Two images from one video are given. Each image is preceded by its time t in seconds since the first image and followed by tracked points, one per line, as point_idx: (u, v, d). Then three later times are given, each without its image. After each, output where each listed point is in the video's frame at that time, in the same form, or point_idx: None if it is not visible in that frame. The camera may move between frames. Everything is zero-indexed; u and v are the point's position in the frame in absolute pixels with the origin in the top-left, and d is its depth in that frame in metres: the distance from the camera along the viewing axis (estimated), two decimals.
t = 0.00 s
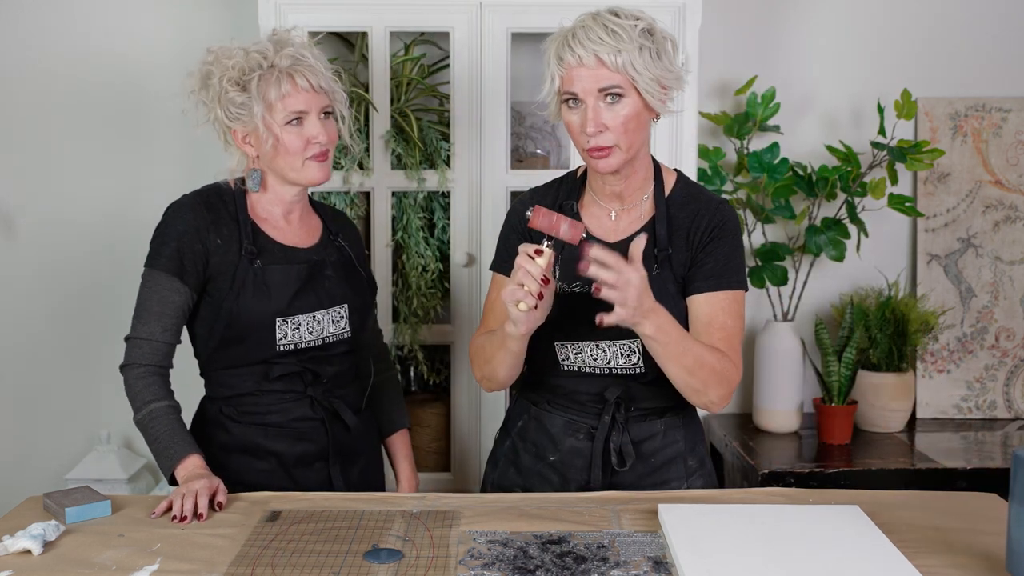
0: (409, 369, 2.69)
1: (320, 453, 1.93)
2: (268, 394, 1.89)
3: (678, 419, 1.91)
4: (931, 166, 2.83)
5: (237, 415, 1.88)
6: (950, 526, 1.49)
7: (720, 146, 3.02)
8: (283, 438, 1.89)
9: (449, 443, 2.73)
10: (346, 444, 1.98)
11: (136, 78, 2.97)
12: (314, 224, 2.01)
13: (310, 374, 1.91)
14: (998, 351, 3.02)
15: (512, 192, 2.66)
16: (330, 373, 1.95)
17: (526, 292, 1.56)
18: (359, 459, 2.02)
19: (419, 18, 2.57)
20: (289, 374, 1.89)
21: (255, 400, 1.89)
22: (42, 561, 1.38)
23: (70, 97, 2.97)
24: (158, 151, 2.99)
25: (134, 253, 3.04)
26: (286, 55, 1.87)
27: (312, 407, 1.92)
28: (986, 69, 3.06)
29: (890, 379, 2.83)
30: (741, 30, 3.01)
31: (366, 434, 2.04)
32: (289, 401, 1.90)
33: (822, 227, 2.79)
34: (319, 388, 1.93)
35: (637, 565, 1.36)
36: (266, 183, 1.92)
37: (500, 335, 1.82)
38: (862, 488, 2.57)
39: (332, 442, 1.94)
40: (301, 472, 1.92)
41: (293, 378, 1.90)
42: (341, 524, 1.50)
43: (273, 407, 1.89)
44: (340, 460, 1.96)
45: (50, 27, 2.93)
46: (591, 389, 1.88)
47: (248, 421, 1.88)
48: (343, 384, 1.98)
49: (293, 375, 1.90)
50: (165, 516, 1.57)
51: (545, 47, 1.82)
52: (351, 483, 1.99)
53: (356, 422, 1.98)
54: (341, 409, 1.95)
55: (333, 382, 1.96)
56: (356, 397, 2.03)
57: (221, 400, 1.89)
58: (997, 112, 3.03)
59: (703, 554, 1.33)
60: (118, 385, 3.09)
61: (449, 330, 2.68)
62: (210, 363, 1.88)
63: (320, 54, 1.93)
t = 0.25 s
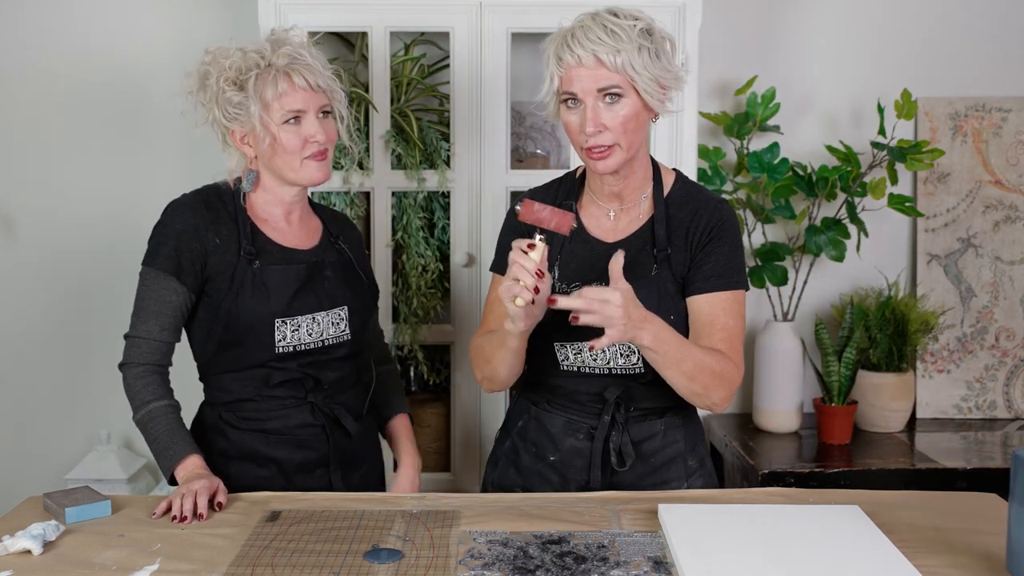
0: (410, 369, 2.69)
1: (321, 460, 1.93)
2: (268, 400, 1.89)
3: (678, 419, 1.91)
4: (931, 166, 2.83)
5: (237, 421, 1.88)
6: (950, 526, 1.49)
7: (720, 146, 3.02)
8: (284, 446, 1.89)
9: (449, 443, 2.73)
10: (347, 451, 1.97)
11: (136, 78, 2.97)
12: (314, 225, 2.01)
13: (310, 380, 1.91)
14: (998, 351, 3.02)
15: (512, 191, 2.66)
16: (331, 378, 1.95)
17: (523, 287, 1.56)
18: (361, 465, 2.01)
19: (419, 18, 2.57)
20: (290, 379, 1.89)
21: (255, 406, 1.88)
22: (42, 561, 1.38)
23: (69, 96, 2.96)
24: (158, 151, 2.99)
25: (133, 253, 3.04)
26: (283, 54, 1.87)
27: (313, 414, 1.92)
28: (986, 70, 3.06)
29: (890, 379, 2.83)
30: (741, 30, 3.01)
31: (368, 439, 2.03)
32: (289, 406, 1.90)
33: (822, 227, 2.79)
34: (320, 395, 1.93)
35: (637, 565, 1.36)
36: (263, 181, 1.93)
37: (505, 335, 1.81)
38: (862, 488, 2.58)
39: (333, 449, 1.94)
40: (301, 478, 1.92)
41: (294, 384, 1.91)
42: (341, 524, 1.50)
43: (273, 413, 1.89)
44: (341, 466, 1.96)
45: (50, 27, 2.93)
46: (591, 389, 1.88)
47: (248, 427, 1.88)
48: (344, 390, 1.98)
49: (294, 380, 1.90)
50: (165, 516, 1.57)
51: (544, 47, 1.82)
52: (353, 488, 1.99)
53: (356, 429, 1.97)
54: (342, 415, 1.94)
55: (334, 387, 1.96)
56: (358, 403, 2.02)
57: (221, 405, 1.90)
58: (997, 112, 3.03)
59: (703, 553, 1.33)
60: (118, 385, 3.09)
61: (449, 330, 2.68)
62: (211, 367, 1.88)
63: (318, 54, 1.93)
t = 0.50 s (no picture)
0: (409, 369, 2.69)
1: (321, 462, 1.93)
2: (268, 401, 1.89)
3: (678, 419, 1.91)
4: (931, 166, 2.83)
5: (236, 424, 1.88)
6: (950, 526, 1.49)
7: (720, 146, 3.02)
8: (284, 448, 1.89)
9: (449, 443, 2.73)
10: (348, 453, 1.97)
11: (135, 78, 2.97)
12: (314, 225, 2.00)
13: (310, 381, 1.91)
14: (998, 351, 3.02)
15: (512, 191, 2.66)
16: (331, 379, 1.94)
17: (516, 296, 1.57)
18: (361, 466, 2.01)
19: (419, 18, 2.57)
20: (290, 380, 1.89)
21: (255, 407, 1.89)
22: (42, 561, 1.38)
23: (70, 96, 2.97)
24: (158, 151, 2.99)
25: (133, 254, 3.03)
26: (286, 55, 1.86)
27: (313, 415, 1.92)
28: (986, 70, 3.06)
29: (890, 379, 2.83)
30: (741, 30, 3.01)
31: (368, 441, 2.03)
32: (289, 408, 1.90)
33: (822, 227, 2.79)
34: (320, 396, 1.93)
35: (637, 565, 1.36)
36: (266, 183, 1.92)
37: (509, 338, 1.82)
38: (862, 488, 2.57)
39: (333, 451, 1.94)
40: (302, 480, 1.92)
41: (294, 385, 1.91)
42: (341, 524, 1.50)
43: (273, 414, 1.89)
44: (341, 467, 1.96)
45: (50, 27, 2.93)
46: (590, 389, 1.88)
47: (248, 429, 1.88)
48: (345, 391, 1.98)
49: (293, 381, 1.90)
50: (165, 516, 1.57)
51: (543, 47, 1.83)
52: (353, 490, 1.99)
53: (357, 430, 1.97)
54: (343, 417, 1.94)
55: (334, 388, 1.95)
56: (359, 405, 2.02)
57: (220, 407, 1.90)
58: (997, 112, 3.03)
59: (703, 554, 1.33)
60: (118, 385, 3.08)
61: (449, 330, 2.68)
62: (210, 367, 1.88)
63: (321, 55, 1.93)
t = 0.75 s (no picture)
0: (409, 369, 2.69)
1: (318, 463, 1.93)
2: (264, 401, 1.89)
3: (677, 418, 1.91)
4: (931, 166, 2.83)
5: (233, 424, 1.88)
6: (950, 526, 1.49)
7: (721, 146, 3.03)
8: (281, 449, 1.89)
9: (449, 443, 2.73)
10: (345, 454, 1.97)
11: (135, 78, 2.97)
12: (315, 227, 2.00)
13: (306, 381, 1.91)
14: (998, 351, 3.02)
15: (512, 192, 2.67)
16: (327, 380, 1.94)
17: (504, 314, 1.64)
18: (360, 467, 2.01)
19: (419, 18, 2.57)
20: (285, 381, 1.89)
21: (251, 407, 1.89)
22: (43, 561, 1.38)
23: (69, 96, 2.96)
24: (159, 152, 3.00)
25: (132, 253, 3.03)
26: (296, 57, 1.86)
27: (308, 416, 1.92)
28: (986, 70, 3.06)
29: (890, 379, 2.83)
30: (741, 30, 3.01)
31: (366, 442, 2.03)
32: (285, 408, 1.90)
33: (822, 227, 2.79)
34: (317, 397, 1.92)
35: (637, 565, 1.36)
36: (268, 182, 1.92)
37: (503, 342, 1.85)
38: (862, 488, 2.57)
39: (330, 452, 1.94)
40: (300, 481, 1.92)
41: (290, 386, 1.91)
42: (341, 524, 1.50)
43: (269, 414, 1.89)
44: (339, 469, 1.96)
45: (50, 27, 2.93)
46: (588, 388, 1.88)
47: (245, 429, 1.88)
48: (342, 392, 1.98)
49: (289, 381, 1.90)
50: (165, 516, 1.57)
51: (547, 42, 1.85)
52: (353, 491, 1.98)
53: (354, 432, 1.97)
54: (339, 418, 1.94)
55: (331, 389, 1.95)
56: (356, 407, 2.01)
57: (219, 408, 1.90)
58: (997, 112, 3.03)
59: (703, 554, 1.33)
60: (118, 385, 3.08)
61: (449, 330, 2.68)
62: (208, 367, 1.89)
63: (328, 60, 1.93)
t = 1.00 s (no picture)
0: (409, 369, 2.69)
1: (319, 463, 1.93)
2: (266, 401, 1.89)
3: (675, 417, 1.91)
4: (931, 166, 2.83)
5: (234, 424, 1.88)
6: (950, 526, 1.49)
7: (721, 146, 3.03)
8: (283, 449, 1.89)
9: (449, 443, 2.73)
10: (346, 455, 1.97)
11: (135, 78, 2.97)
12: (317, 228, 2.00)
13: (308, 382, 1.91)
14: (998, 351, 3.02)
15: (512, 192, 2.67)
16: (329, 380, 1.94)
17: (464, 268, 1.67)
18: (360, 467, 2.01)
19: (419, 18, 2.56)
20: (287, 381, 1.89)
21: (253, 408, 1.89)
22: (43, 561, 1.38)
23: (69, 96, 2.97)
24: (159, 152, 3.00)
25: (132, 253, 3.03)
26: (299, 57, 1.86)
27: (310, 416, 1.92)
28: (986, 70, 3.06)
29: (890, 379, 2.83)
30: (741, 30, 3.01)
31: (367, 441, 2.03)
32: (286, 408, 1.90)
33: (822, 227, 2.79)
34: (318, 397, 1.92)
35: (637, 565, 1.36)
36: (268, 183, 1.92)
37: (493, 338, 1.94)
38: (862, 488, 2.57)
39: (331, 452, 1.94)
40: (300, 481, 1.92)
41: (291, 386, 1.90)
42: (341, 524, 1.50)
43: (271, 414, 1.89)
44: (340, 469, 1.96)
45: (50, 27, 2.93)
46: (585, 387, 1.88)
47: (246, 429, 1.88)
48: (344, 392, 1.98)
49: (291, 382, 1.90)
50: (165, 517, 1.57)
51: (552, 36, 1.87)
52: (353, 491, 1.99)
53: (355, 432, 1.97)
54: (340, 418, 1.94)
55: (332, 389, 1.95)
56: (357, 407, 2.02)
57: (220, 408, 1.90)
58: (997, 112, 3.03)
59: (703, 554, 1.33)
60: (118, 385, 3.08)
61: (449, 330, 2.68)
62: (209, 367, 1.89)
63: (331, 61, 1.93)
